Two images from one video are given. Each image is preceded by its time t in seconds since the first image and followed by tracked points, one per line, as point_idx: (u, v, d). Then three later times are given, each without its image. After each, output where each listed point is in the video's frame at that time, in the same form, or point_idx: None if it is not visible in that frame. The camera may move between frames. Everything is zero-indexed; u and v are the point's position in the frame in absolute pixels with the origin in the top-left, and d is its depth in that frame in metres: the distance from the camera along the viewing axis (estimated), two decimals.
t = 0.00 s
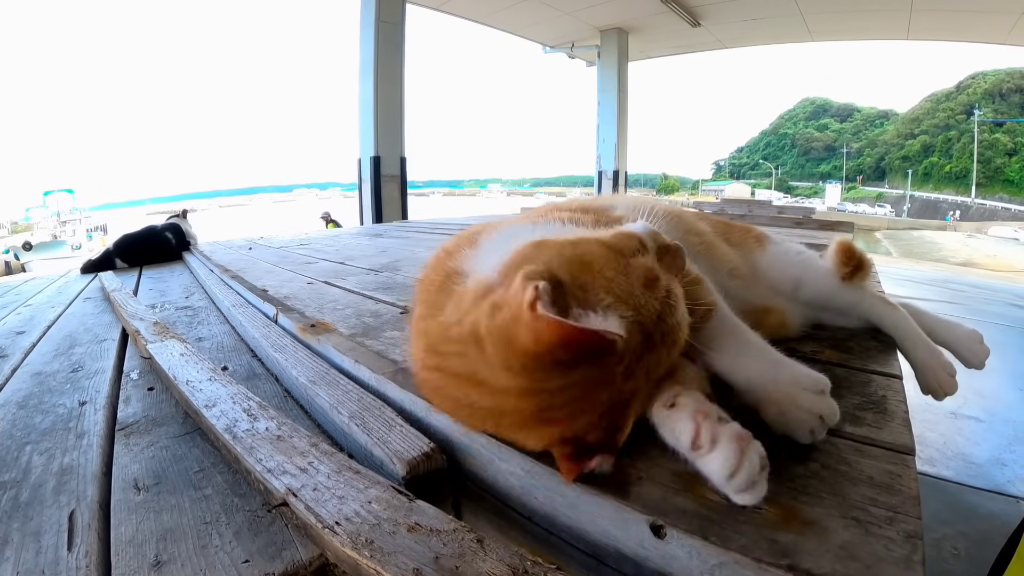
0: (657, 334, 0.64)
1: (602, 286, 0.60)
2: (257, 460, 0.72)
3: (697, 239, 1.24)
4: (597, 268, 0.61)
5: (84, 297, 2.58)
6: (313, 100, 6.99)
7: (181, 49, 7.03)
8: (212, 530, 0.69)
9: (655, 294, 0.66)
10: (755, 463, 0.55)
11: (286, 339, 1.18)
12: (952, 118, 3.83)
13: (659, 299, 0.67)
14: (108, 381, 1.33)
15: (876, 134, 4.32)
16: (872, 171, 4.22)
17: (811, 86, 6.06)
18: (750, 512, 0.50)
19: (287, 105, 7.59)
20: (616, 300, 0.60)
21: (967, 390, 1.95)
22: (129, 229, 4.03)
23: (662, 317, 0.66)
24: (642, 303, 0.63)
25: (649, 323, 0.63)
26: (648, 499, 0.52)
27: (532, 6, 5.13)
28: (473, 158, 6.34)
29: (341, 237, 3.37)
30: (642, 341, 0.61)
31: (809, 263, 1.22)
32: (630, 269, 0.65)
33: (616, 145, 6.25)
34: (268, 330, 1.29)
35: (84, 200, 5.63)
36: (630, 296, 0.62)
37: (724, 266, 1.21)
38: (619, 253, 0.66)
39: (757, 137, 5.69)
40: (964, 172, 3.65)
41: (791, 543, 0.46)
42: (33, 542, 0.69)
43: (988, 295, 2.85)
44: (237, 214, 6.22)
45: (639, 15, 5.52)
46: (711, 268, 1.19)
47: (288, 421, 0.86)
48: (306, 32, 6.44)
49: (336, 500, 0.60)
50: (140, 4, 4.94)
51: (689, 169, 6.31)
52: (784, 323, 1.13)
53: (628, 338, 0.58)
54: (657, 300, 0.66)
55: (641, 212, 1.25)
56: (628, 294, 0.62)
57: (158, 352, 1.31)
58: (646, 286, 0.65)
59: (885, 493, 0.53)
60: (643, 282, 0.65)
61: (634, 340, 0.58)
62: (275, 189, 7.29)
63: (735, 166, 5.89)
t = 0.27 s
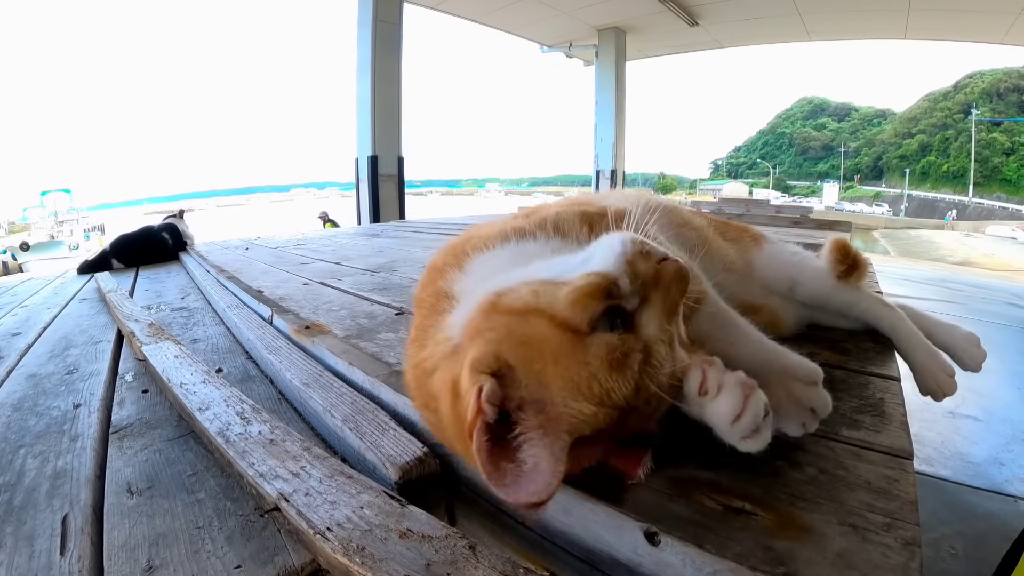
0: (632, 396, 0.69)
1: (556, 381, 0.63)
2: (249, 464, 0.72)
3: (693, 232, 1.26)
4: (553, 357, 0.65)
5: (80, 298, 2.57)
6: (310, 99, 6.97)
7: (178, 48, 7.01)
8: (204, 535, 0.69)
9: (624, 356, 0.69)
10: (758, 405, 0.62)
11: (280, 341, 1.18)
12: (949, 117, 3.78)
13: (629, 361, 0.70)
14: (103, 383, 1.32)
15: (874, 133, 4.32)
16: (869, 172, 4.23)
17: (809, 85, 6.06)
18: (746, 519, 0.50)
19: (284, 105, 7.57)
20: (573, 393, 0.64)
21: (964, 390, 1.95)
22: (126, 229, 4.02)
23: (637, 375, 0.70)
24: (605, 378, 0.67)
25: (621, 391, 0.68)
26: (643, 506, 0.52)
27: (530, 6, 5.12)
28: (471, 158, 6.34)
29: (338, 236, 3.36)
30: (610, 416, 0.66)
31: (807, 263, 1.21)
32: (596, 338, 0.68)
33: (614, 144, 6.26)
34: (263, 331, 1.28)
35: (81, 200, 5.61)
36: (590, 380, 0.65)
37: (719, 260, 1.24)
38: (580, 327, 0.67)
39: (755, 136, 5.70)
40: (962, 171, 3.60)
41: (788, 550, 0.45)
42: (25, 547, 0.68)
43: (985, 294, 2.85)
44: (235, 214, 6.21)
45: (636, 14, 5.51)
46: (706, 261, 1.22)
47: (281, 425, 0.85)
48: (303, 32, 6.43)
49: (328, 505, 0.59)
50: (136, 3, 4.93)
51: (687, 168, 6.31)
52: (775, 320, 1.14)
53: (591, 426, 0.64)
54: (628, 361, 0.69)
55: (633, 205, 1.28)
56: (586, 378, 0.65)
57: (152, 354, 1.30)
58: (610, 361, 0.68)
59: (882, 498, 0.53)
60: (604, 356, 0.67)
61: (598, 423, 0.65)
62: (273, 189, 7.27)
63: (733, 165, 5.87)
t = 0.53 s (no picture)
0: (570, 396, 0.70)
1: (500, 354, 0.69)
2: (245, 468, 0.71)
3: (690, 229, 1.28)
4: (502, 333, 0.71)
5: (77, 299, 2.55)
6: (307, 98, 6.96)
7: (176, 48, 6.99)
8: (200, 539, 0.68)
9: (574, 352, 0.73)
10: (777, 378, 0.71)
11: (276, 342, 1.17)
12: (947, 116, 3.76)
13: (580, 355, 0.74)
14: (99, 384, 1.31)
15: (871, 133, 4.33)
16: (869, 170, 4.23)
17: (805, 85, 6.09)
18: (749, 523, 0.49)
19: (282, 104, 7.56)
20: (510, 368, 0.68)
21: (963, 388, 1.95)
22: (123, 229, 4.00)
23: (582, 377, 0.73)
24: (548, 365, 0.70)
25: (558, 386, 0.70)
26: (643, 509, 0.52)
27: (527, 5, 5.11)
28: (469, 157, 6.33)
29: (336, 236, 3.35)
30: (541, 407, 0.68)
31: (803, 260, 1.21)
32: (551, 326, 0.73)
33: (612, 143, 6.27)
34: (260, 332, 1.27)
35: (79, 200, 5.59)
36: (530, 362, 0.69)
37: (718, 256, 1.25)
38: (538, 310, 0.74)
39: (752, 136, 5.71)
40: (960, 170, 3.61)
41: (791, 554, 0.45)
42: (20, 551, 0.67)
43: (983, 293, 2.85)
44: (232, 214, 6.19)
45: (634, 13, 5.51)
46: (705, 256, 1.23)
47: (278, 427, 0.84)
48: (300, 31, 6.42)
49: (326, 509, 0.59)
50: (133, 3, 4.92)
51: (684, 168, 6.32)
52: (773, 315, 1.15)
53: (517, 409, 0.66)
54: (576, 355, 0.73)
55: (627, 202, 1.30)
56: (529, 357, 0.69)
57: (148, 355, 1.29)
58: (558, 347, 0.72)
59: (886, 500, 0.52)
60: (553, 341, 0.72)
61: (525, 409, 0.67)
62: (270, 188, 7.24)
63: (730, 164, 5.86)
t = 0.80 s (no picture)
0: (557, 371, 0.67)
1: (495, 319, 0.66)
2: (236, 464, 0.70)
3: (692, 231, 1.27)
4: (499, 298, 0.68)
5: (72, 298, 2.54)
6: (304, 98, 6.94)
7: (172, 47, 6.96)
8: (191, 536, 0.67)
9: (568, 328, 0.70)
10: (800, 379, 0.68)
11: (271, 340, 1.16)
12: (944, 116, 3.78)
13: (574, 334, 0.71)
14: (93, 383, 1.30)
15: (868, 132, 4.34)
16: (864, 169, 4.21)
17: (803, 84, 6.09)
18: (742, 519, 0.49)
19: (279, 104, 7.54)
20: (503, 331, 0.66)
21: (961, 387, 1.95)
22: (119, 228, 3.98)
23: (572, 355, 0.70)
24: (541, 335, 0.68)
25: (546, 359, 0.67)
26: (636, 506, 0.51)
27: (524, 4, 5.10)
28: (466, 156, 6.32)
29: (333, 235, 3.34)
30: (528, 377, 0.65)
31: (799, 257, 1.21)
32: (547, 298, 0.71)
33: (609, 142, 6.27)
34: (254, 330, 1.26)
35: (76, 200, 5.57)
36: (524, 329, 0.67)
37: (718, 258, 1.24)
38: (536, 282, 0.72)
39: (750, 135, 5.71)
40: (956, 170, 3.61)
41: (785, 551, 0.44)
42: (12, 548, 0.67)
43: (981, 292, 2.85)
44: (229, 213, 6.17)
45: (632, 12, 5.51)
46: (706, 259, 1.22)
47: (270, 423, 0.84)
48: (297, 30, 6.39)
49: (315, 506, 0.58)
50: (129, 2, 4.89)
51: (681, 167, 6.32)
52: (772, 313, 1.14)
53: (504, 376, 0.63)
54: (570, 330, 0.71)
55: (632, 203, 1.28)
56: (524, 326, 0.67)
57: (142, 353, 1.28)
58: (552, 317, 0.70)
59: (881, 497, 0.52)
60: (549, 313, 0.70)
61: (512, 379, 0.64)
62: (267, 188, 7.22)
63: (728, 164, 5.86)
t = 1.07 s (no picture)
0: (534, 330, 0.65)
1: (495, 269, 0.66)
2: (229, 461, 0.70)
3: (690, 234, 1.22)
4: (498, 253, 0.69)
5: (69, 297, 2.53)
6: (302, 97, 6.93)
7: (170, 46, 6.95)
8: (185, 533, 0.66)
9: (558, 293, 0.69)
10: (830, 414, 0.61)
11: (266, 338, 1.16)
12: (942, 115, 3.80)
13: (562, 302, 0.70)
14: (88, 381, 1.29)
15: (866, 131, 4.34)
16: (862, 169, 4.21)
17: (801, 83, 6.09)
18: (739, 516, 0.48)
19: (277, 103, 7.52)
20: (497, 279, 0.65)
21: (958, 385, 1.94)
22: (117, 228, 3.97)
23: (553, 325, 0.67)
24: (530, 292, 0.67)
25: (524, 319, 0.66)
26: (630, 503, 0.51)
27: (523, 3, 5.09)
28: (465, 155, 6.31)
29: (331, 233, 3.33)
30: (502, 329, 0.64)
31: (797, 257, 1.21)
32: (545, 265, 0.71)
33: (608, 141, 6.26)
34: (249, 328, 1.26)
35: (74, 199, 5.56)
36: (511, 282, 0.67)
37: (717, 261, 1.21)
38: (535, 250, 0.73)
39: (749, 134, 5.71)
40: (954, 169, 3.63)
41: (783, 550, 0.44)
42: (5, 546, 0.66)
43: (978, 290, 2.85)
44: (227, 212, 6.16)
45: (630, 11, 5.50)
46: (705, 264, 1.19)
47: (264, 421, 0.83)
48: (295, 29, 6.38)
49: (308, 503, 0.58)
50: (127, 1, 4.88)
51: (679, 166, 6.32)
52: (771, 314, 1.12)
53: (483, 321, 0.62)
54: (560, 296, 0.70)
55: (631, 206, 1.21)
56: (518, 281, 0.67)
57: (138, 351, 1.27)
58: (547, 281, 0.70)
59: (879, 494, 0.51)
60: (545, 275, 0.70)
61: (492, 328, 0.62)
62: (266, 187, 7.21)
63: (726, 163, 5.86)
